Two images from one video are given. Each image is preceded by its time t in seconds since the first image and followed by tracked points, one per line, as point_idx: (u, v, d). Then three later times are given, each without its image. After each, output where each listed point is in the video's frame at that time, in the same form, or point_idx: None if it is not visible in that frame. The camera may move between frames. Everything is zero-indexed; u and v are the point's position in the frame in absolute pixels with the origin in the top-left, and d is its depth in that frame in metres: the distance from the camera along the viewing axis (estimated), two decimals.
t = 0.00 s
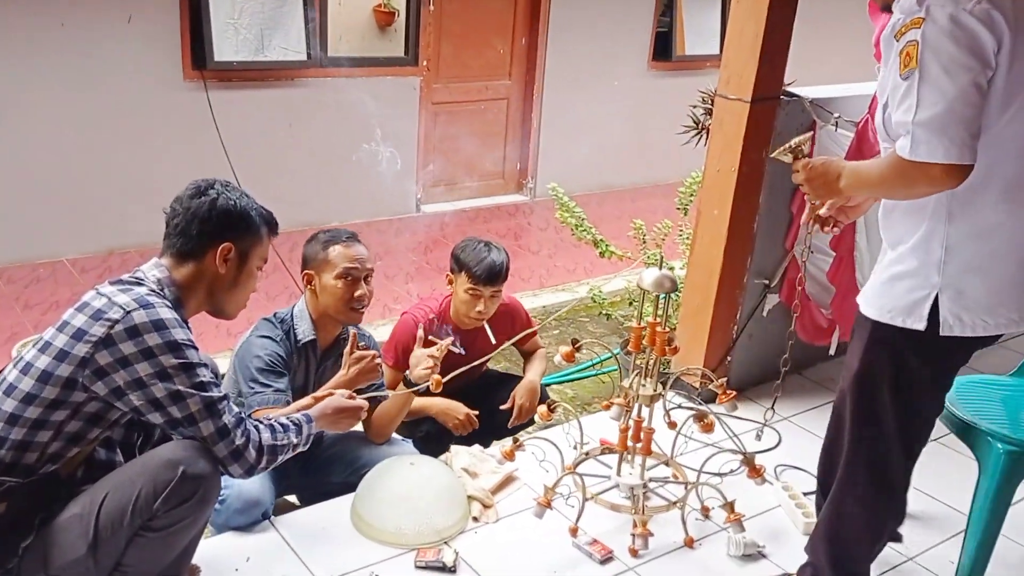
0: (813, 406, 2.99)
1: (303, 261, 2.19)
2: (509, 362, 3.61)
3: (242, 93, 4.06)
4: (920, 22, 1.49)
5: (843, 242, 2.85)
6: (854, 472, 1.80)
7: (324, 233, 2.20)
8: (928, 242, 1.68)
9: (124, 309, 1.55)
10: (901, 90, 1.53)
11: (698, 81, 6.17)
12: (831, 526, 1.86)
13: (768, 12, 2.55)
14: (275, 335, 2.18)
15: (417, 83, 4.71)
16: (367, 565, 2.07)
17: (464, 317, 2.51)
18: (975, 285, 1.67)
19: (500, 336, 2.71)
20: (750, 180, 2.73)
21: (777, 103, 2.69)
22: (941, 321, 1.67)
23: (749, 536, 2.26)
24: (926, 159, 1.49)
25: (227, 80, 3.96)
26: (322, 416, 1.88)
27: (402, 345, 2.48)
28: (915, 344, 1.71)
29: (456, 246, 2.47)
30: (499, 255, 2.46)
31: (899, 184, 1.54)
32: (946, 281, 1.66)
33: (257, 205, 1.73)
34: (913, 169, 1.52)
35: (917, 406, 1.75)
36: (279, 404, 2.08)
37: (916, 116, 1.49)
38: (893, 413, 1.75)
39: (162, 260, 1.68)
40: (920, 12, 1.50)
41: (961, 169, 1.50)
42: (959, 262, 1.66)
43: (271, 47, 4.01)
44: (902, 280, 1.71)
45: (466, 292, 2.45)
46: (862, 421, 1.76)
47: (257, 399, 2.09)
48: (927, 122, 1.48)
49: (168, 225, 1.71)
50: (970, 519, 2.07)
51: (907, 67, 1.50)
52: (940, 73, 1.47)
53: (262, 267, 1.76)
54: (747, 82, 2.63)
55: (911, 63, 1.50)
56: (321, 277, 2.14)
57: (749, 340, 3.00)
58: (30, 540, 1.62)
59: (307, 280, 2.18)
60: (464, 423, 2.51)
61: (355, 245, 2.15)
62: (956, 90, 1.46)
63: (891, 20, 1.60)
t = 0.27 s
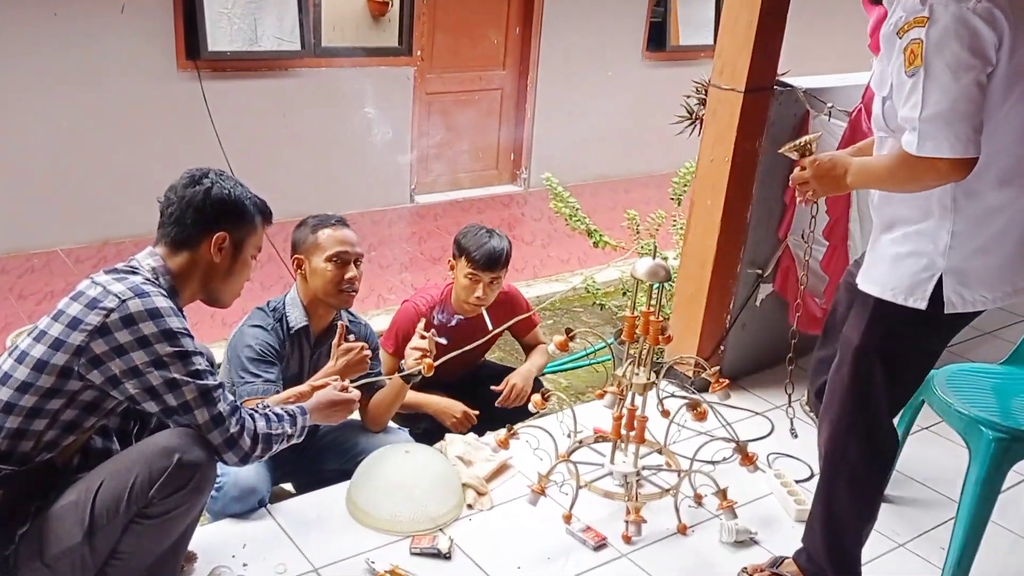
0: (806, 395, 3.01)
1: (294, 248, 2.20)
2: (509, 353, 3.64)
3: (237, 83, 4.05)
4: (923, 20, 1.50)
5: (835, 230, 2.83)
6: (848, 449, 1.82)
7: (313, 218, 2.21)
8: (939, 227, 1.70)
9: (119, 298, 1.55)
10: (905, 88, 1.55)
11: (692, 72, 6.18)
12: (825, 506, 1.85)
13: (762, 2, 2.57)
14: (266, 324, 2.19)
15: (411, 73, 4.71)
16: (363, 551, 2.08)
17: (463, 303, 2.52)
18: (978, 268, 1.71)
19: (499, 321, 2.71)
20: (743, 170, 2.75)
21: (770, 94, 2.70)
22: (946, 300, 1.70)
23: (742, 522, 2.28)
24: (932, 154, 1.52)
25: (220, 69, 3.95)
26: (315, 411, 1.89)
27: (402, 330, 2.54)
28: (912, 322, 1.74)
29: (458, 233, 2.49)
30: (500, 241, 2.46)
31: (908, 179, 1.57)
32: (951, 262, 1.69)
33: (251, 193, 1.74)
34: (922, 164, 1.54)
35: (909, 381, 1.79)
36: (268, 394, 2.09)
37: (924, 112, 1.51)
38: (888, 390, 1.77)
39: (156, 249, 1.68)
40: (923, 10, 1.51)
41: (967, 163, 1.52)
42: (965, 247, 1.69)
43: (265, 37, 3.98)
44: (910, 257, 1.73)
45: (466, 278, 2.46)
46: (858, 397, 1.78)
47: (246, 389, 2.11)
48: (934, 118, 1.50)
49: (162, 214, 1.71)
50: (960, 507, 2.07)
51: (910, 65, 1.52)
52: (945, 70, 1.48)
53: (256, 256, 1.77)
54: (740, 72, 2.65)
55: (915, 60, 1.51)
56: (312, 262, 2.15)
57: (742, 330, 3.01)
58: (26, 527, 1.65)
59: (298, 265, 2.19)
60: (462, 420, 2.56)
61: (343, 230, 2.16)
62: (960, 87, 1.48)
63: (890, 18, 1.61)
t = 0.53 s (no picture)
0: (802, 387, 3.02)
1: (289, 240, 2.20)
2: (509, 348, 3.65)
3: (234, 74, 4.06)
4: (966, 26, 1.59)
5: (831, 221, 2.82)
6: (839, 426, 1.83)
7: (308, 210, 2.22)
8: (942, 217, 1.82)
9: (115, 288, 1.56)
10: (941, 89, 1.63)
11: (690, 63, 6.17)
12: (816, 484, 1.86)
13: None
14: (260, 317, 2.19)
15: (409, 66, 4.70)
16: (359, 543, 2.09)
17: (468, 293, 2.52)
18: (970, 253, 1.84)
19: (502, 311, 2.68)
20: (740, 161, 2.74)
21: (766, 85, 2.70)
22: (940, 281, 1.83)
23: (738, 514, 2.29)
24: (972, 149, 1.60)
25: (218, 61, 3.95)
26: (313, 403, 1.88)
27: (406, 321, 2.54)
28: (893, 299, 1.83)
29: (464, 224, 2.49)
30: (504, 232, 2.47)
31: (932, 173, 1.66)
32: (948, 247, 1.81)
33: (247, 184, 1.74)
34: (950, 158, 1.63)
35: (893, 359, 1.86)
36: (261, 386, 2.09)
37: (967, 110, 1.59)
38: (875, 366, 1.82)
39: (151, 240, 1.69)
40: (964, 17, 1.60)
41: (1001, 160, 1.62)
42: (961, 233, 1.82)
43: (262, 30, 4.00)
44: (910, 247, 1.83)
45: (470, 268, 2.47)
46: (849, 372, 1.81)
47: (240, 382, 2.11)
48: (976, 117, 1.59)
49: (158, 205, 1.71)
50: (955, 498, 2.07)
51: (950, 67, 1.61)
52: (987, 75, 1.58)
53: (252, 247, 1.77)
54: (737, 64, 2.65)
55: (956, 62, 1.60)
56: (307, 253, 2.14)
57: (738, 322, 3.02)
58: (24, 518, 1.66)
59: (293, 257, 2.19)
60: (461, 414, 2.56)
61: (342, 224, 2.17)
62: (999, 89, 1.58)
63: (914, 24, 1.70)
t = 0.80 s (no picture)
0: (798, 384, 3.05)
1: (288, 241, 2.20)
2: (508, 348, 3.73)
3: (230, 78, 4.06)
4: None
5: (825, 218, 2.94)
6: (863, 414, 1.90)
7: (309, 211, 2.22)
8: (954, 183, 1.81)
9: (113, 288, 1.58)
10: (961, 54, 1.65)
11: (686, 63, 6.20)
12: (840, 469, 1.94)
13: None
14: (258, 318, 2.21)
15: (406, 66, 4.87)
16: (358, 541, 2.11)
17: (476, 306, 2.54)
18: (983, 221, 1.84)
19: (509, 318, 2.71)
20: (735, 161, 2.76)
21: (760, 86, 2.72)
22: (960, 247, 1.81)
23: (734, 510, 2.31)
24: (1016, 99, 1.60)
25: (217, 63, 3.94)
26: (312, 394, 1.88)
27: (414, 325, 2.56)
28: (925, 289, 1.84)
29: (479, 234, 2.50)
30: (516, 244, 2.49)
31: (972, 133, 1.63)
32: (963, 214, 1.81)
33: (245, 185, 1.76)
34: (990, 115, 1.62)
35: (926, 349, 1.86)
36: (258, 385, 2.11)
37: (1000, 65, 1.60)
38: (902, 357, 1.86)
39: (151, 241, 1.71)
40: None
41: None
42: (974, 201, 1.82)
43: (259, 30, 3.99)
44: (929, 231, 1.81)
45: (480, 280, 2.49)
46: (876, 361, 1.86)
47: (238, 382, 2.13)
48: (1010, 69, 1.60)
49: (157, 207, 1.74)
50: (948, 494, 2.10)
51: (967, 31, 1.63)
52: (1006, 30, 1.60)
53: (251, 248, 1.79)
54: (730, 64, 2.67)
55: (967, 25, 1.62)
56: (308, 256, 2.16)
57: (734, 319, 3.05)
58: (26, 518, 1.66)
59: (291, 258, 2.20)
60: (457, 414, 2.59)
61: (342, 227, 2.17)
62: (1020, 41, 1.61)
63: (912, 4, 1.73)
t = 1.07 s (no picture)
0: (796, 381, 3.06)
1: (290, 245, 2.19)
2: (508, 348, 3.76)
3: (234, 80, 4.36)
4: None
5: (824, 211, 2.88)
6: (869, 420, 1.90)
7: (312, 214, 2.20)
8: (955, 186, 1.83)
9: (111, 295, 1.59)
10: (931, 54, 1.67)
11: (682, 63, 6.21)
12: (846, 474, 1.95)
13: None
14: (256, 321, 2.22)
15: (403, 68, 4.95)
16: (359, 542, 2.12)
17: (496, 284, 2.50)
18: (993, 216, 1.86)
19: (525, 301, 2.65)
20: (729, 159, 2.78)
21: (753, 85, 2.73)
22: (971, 245, 1.83)
23: (732, 507, 2.33)
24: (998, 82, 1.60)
25: (213, 67, 4.25)
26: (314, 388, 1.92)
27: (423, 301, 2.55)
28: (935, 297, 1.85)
29: (501, 213, 2.44)
30: (537, 225, 2.43)
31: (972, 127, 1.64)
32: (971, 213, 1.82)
33: (242, 190, 1.77)
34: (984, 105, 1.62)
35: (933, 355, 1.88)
36: (256, 388, 2.12)
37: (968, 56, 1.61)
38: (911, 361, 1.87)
39: (149, 247, 1.72)
40: None
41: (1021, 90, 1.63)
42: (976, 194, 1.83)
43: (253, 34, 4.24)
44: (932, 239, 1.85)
45: (498, 263, 2.45)
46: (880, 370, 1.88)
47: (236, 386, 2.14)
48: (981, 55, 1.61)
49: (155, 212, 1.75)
50: (945, 489, 2.11)
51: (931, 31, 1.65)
52: (971, 20, 1.61)
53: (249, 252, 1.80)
54: (724, 64, 2.68)
55: (935, 25, 1.64)
56: (312, 259, 2.15)
57: (731, 317, 3.06)
58: (27, 524, 1.66)
59: (296, 264, 2.18)
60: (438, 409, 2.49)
61: (341, 230, 2.17)
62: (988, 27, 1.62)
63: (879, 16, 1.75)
